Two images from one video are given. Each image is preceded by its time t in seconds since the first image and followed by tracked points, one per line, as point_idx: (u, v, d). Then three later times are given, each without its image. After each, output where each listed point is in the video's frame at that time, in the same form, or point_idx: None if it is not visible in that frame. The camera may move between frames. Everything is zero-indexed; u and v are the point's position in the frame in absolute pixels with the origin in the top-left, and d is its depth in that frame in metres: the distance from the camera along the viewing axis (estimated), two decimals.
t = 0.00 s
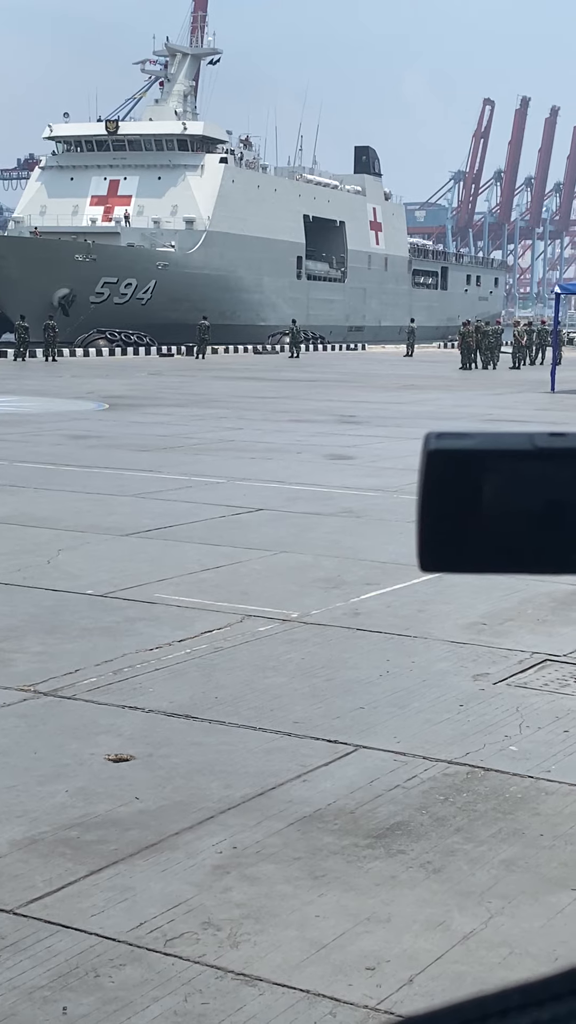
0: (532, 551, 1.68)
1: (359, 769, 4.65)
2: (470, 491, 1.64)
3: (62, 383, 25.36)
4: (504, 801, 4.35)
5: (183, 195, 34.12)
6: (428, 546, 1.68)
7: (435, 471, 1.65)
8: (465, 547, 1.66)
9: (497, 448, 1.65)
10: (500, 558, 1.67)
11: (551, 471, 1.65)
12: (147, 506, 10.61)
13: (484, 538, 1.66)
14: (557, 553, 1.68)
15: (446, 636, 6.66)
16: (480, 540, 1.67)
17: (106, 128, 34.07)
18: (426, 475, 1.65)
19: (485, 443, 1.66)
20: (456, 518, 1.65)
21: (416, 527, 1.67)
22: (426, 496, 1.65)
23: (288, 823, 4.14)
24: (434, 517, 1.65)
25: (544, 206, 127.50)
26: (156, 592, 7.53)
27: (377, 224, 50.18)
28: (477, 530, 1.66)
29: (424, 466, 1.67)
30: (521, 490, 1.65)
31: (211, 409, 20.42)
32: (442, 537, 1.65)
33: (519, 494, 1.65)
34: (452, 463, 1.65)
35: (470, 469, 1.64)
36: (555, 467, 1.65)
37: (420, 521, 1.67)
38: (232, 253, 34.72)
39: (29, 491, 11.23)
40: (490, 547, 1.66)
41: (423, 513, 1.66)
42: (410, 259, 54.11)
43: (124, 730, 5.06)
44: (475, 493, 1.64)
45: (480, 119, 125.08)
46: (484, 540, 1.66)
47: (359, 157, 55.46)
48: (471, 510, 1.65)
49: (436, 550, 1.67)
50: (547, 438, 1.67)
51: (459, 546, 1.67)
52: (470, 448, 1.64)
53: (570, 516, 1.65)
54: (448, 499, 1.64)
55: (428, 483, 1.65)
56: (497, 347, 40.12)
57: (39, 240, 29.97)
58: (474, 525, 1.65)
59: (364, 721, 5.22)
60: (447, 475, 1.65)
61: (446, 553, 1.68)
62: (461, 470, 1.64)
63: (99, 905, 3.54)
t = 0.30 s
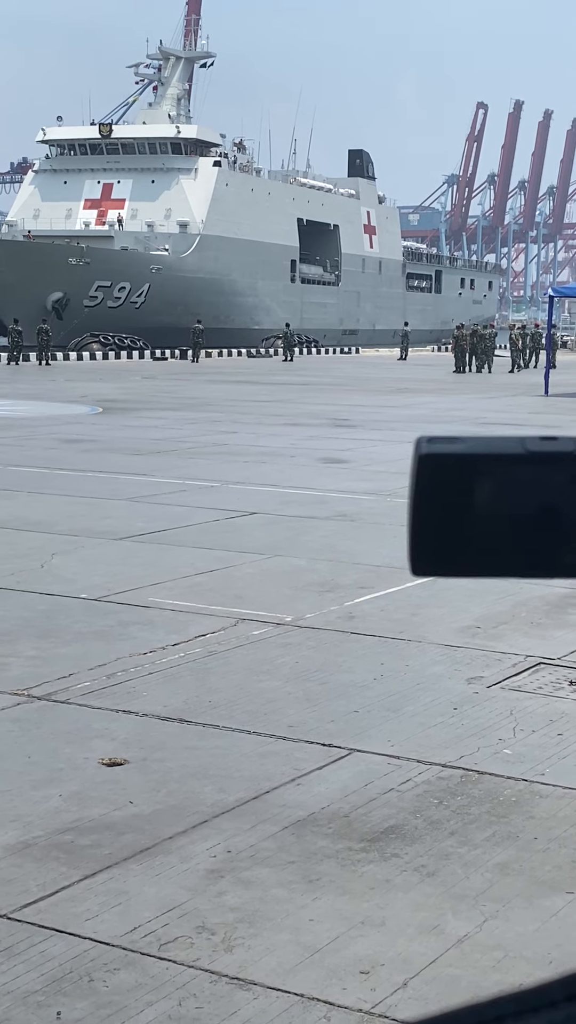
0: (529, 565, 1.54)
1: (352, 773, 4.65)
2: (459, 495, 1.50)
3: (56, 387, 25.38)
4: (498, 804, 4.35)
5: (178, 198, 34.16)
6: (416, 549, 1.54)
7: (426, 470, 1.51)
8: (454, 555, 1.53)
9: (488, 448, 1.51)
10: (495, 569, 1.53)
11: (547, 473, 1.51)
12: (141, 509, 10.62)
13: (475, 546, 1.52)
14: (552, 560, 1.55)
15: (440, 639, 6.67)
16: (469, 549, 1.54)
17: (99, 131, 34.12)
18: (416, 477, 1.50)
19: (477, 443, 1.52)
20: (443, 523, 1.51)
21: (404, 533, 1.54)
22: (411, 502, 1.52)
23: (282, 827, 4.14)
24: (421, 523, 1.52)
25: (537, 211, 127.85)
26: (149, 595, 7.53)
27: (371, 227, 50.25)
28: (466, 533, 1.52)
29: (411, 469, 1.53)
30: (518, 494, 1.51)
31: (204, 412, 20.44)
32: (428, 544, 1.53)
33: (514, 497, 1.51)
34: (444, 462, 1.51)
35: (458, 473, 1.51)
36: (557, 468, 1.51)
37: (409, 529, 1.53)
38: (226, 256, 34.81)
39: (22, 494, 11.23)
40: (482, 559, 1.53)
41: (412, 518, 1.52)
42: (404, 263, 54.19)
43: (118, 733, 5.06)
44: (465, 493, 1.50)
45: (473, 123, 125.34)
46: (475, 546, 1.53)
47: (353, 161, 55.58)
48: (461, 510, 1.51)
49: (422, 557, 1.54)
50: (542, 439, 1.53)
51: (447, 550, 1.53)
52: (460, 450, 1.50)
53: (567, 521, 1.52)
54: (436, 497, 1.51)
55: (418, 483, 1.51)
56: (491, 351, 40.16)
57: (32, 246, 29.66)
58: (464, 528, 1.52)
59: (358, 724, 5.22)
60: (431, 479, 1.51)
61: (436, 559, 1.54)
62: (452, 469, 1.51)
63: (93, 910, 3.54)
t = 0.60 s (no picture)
0: (506, 567, 1.93)
1: (345, 778, 4.65)
2: (443, 513, 1.90)
3: (49, 392, 25.29)
4: (490, 810, 4.35)
5: (170, 203, 34.15)
6: (402, 560, 1.92)
7: (408, 495, 1.90)
8: (445, 563, 1.91)
9: (469, 472, 1.92)
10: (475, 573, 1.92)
11: (521, 491, 1.93)
12: (134, 514, 10.60)
13: (451, 556, 1.91)
14: (516, 566, 1.93)
15: (433, 644, 6.66)
16: (452, 557, 1.92)
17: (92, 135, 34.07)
18: (401, 498, 1.90)
19: (460, 468, 1.93)
20: (428, 537, 1.90)
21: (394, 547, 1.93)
22: (401, 516, 1.90)
23: (274, 833, 4.14)
24: (405, 540, 1.90)
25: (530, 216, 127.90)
26: (142, 601, 7.52)
27: (364, 231, 50.30)
28: (441, 546, 1.91)
29: (397, 490, 1.92)
30: (496, 510, 1.91)
31: (198, 418, 20.38)
32: (420, 554, 1.91)
33: (494, 512, 1.91)
34: (421, 490, 1.90)
35: (443, 497, 1.91)
36: (518, 494, 1.92)
37: (395, 544, 1.92)
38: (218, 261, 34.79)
39: (16, 500, 11.20)
40: (459, 566, 1.92)
41: (399, 532, 1.91)
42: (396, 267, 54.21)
43: (110, 740, 5.04)
44: (441, 517, 1.90)
45: (465, 128, 125.45)
46: (455, 557, 1.91)
47: (346, 166, 55.60)
48: (438, 530, 1.90)
49: (410, 568, 1.91)
50: (512, 463, 1.95)
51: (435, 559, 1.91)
52: (436, 477, 1.90)
53: (538, 530, 1.92)
54: (418, 517, 1.90)
55: (402, 507, 1.90)
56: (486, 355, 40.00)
57: (24, 250, 29.25)
58: (442, 543, 1.91)
59: (350, 730, 5.21)
60: (419, 498, 1.90)
61: (422, 570, 1.92)
62: (431, 494, 1.90)
63: (85, 916, 3.54)
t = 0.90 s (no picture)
0: (491, 582, 1.38)
1: (337, 784, 4.65)
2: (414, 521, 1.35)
3: (42, 398, 25.36)
4: (482, 815, 4.35)
5: (162, 208, 34.08)
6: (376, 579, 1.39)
7: (383, 495, 1.37)
8: (418, 581, 1.37)
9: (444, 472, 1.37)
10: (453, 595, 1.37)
11: (521, 493, 1.36)
12: (126, 520, 10.62)
13: (433, 572, 1.37)
14: (519, 586, 1.38)
15: (424, 649, 6.68)
16: (427, 578, 1.38)
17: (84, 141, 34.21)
18: (371, 501, 1.38)
19: (437, 465, 1.38)
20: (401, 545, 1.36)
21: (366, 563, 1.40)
22: (370, 527, 1.37)
23: (265, 840, 4.14)
24: (377, 549, 1.37)
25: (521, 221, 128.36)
26: (134, 606, 7.52)
27: (357, 238, 50.42)
28: (424, 565, 1.36)
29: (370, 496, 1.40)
30: (480, 521, 1.35)
31: (190, 423, 20.44)
32: (387, 571, 1.37)
33: (478, 524, 1.35)
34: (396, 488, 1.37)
35: (409, 505, 1.36)
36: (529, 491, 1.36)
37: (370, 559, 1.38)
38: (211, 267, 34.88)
39: (8, 505, 11.23)
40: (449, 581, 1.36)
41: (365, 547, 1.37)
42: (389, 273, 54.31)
43: (102, 747, 5.04)
44: (423, 520, 1.35)
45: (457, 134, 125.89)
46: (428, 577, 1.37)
47: (338, 172, 55.79)
48: (419, 539, 1.36)
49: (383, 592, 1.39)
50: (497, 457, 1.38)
51: (409, 579, 1.37)
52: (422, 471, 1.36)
53: (533, 543, 1.35)
54: (393, 523, 1.36)
55: (373, 514, 1.38)
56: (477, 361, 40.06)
57: (17, 255, 29.37)
58: (422, 557, 1.36)
59: (342, 736, 5.21)
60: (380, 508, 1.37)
61: (396, 588, 1.39)
62: (412, 488, 1.36)
63: (76, 923, 3.53)
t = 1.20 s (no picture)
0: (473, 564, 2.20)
1: (330, 791, 4.65)
2: (410, 529, 1.45)
3: (34, 404, 25.28)
4: (474, 821, 4.35)
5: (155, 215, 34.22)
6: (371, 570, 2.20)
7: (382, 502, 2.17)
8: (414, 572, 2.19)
9: (438, 481, 1.48)
10: (449, 597, 1.49)
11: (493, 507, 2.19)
12: (117, 526, 10.61)
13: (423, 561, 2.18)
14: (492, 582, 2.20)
15: (417, 656, 6.68)
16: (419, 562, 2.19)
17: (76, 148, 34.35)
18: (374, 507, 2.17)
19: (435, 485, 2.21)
20: (401, 552, 1.45)
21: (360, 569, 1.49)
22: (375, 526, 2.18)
23: (257, 847, 4.13)
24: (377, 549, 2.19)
25: (514, 228, 128.48)
26: (126, 613, 7.51)
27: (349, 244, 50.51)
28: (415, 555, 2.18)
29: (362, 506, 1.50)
30: (473, 529, 1.46)
31: (182, 429, 20.42)
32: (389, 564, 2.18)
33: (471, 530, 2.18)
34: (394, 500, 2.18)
35: (402, 506, 1.47)
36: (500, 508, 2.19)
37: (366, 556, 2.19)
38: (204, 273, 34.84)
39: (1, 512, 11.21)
40: (437, 583, 1.46)
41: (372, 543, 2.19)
42: (381, 280, 54.43)
43: (93, 755, 5.02)
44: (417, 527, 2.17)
45: (449, 141, 125.98)
46: (424, 583, 1.47)
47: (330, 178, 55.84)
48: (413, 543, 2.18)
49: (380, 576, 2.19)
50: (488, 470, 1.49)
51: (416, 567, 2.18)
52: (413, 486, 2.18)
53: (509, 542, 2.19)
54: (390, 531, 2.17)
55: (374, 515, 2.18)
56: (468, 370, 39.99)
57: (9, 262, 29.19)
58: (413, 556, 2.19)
59: (334, 743, 5.20)
60: (379, 508, 1.47)
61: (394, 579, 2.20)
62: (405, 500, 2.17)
63: (68, 929, 3.53)
